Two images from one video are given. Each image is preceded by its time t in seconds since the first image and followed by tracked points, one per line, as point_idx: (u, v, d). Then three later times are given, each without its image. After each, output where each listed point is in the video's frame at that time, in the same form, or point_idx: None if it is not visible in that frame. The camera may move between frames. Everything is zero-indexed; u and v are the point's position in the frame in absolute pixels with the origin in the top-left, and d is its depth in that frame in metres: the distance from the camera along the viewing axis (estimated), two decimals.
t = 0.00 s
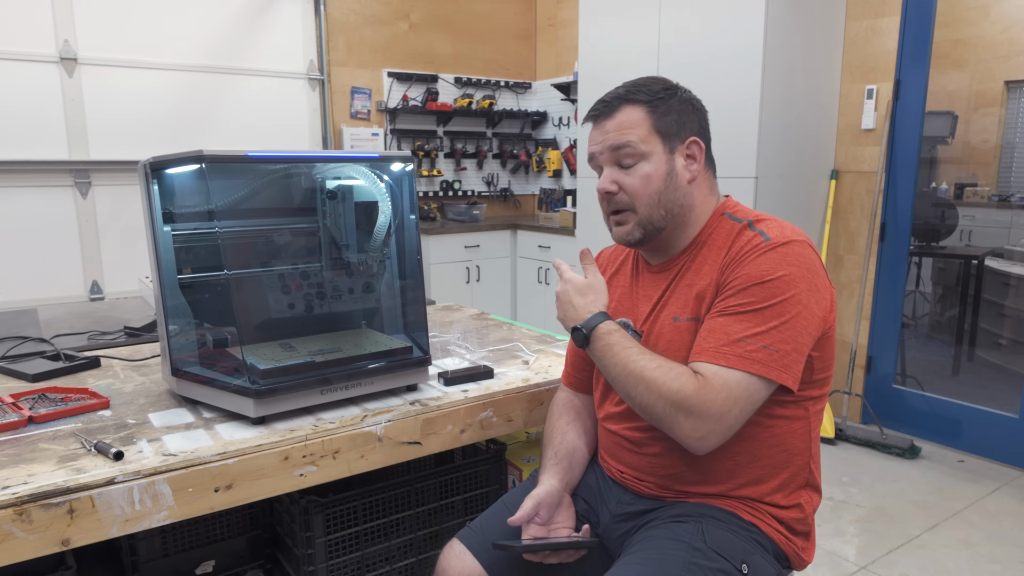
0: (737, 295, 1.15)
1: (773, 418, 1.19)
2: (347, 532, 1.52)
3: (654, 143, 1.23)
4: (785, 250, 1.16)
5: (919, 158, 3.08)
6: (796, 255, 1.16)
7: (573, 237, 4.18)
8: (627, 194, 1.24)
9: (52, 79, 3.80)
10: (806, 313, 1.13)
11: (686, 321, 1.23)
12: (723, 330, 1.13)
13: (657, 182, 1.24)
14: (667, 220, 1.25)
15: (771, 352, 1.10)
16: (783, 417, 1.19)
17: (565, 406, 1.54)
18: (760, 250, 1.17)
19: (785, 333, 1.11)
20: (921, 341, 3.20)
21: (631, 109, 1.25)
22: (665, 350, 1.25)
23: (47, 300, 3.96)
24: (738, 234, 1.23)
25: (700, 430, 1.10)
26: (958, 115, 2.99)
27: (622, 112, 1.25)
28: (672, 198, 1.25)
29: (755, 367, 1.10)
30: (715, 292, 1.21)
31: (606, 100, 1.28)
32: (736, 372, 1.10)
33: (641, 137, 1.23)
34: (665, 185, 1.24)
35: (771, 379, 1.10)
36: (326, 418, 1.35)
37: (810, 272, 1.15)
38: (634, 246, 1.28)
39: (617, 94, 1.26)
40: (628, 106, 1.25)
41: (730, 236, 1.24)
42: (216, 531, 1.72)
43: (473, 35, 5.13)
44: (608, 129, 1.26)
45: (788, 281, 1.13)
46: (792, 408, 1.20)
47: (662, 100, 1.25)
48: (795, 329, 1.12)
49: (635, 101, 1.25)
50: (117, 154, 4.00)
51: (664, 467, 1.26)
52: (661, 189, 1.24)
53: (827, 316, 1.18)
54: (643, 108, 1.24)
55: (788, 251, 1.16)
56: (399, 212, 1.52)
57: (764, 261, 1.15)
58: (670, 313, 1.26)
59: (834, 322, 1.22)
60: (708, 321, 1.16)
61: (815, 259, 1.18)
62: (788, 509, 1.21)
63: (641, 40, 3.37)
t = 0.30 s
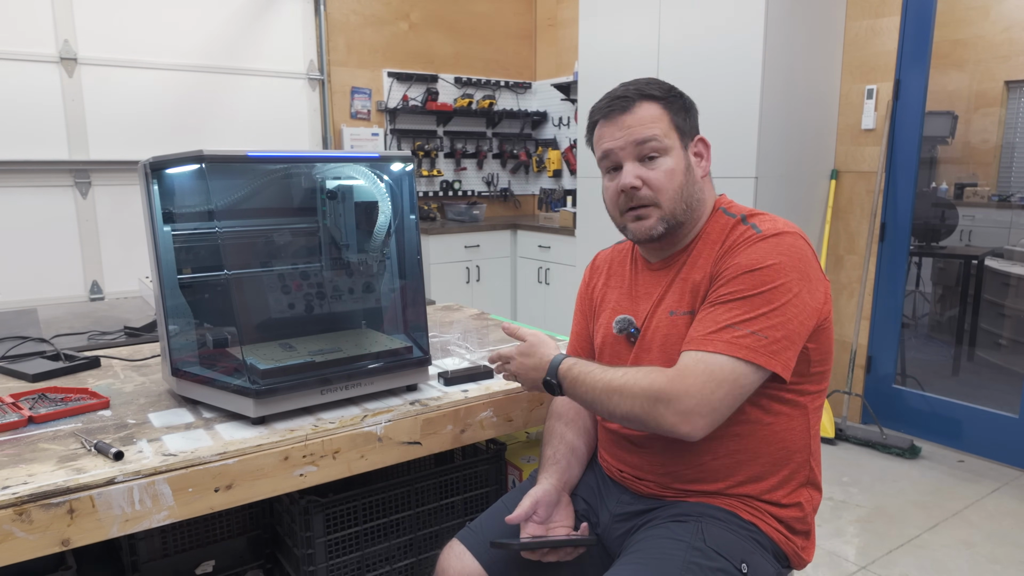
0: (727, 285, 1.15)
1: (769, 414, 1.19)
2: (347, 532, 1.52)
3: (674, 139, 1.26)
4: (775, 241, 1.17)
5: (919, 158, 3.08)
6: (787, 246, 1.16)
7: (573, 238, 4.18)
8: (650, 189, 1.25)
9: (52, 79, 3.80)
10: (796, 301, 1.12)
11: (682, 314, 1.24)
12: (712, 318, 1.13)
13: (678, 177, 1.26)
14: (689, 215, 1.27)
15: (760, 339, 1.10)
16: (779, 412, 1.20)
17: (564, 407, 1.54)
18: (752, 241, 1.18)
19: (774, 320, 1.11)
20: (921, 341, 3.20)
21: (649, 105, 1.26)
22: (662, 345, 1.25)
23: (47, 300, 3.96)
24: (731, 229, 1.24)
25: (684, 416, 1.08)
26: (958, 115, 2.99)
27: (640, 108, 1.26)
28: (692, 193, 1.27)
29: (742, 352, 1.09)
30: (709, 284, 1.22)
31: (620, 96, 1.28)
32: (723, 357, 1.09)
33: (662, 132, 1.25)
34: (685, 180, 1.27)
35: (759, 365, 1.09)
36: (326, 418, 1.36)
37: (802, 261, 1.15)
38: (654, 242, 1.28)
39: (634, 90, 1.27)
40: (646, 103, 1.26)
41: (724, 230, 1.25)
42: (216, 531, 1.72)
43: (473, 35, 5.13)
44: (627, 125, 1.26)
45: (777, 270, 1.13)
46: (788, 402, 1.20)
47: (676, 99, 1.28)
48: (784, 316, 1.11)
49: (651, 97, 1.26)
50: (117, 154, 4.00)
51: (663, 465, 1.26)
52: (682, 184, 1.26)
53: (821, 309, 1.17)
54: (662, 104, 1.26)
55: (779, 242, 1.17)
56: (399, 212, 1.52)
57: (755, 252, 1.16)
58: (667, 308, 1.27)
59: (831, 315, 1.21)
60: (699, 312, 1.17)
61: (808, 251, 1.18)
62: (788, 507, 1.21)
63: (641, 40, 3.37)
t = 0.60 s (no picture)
0: (719, 281, 1.15)
1: (765, 411, 1.19)
2: (347, 532, 1.52)
3: (666, 140, 1.26)
4: (767, 237, 1.17)
5: (919, 158, 3.08)
6: (778, 242, 1.16)
7: (573, 238, 4.19)
8: (643, 189, 1.25)
9: (51, 79, 3.80)
10: (788, 297, 1.12)
11: (676, 312, 1.24)
12: (704, 315, 1.13)
13: (670, 177, 1.26)
14: (681, 214, 1.27)
15: (752, 334, 1.10)
16: (775, 410, 1.20)
17: (562, 407, 1.54)
18: (743, 237, 1.18)
19: (766, 315, 1.11)
20: (921, 341, 3.20)
21: (641, 107, 1.26)
22: (656, 344, 1.25)
23: (47, 300, 3.96)
24: (723, 226, 1.24)
25: (677, 412, 1.09)
26: (957, 115, 2.99)
27: (631, 110, 1.26)
28: (684, 193, 1.27)
29: (735, 348, 1.09)
30: (702, 282, 1.22)
31: (613, 98, 1.28)
32: (715, 353, 1.09)
33: (653, 133, 1.25)
34: (677, 180, 1.27)
35: (752, 361, 1.09)
36: (326, 418, 1.35)
37: (793, 257, 1.15)
38: (647, 242, 1.28)
39: (625, 92, 1.27)
40: (638, 104, 1.26)
41: (716, 228, 1.25)
42: (216, 531, 1.72)
43: (473, 35, 5.13)
44: (619, 127, 1.26)
45: (769, 266, 1.13)
46: (784, 400, 1.20)
47: (667, 100, 1.28)
48: (777, 312, 1.11)
49: (642, 100, 1.26)
50: (117, 154, 4.00)
51: (661, 464, 1.26)
52: (674, 184, 1.26)
53: (815, 304, 1.17)
54: (653, 106, 1.26)
55: (770, 238, 1.16)
56: (399, 212, 1.52)
57: (746, 248, 1.16)
58: (661, 306, 1.27)
59: (824, 310, 1.21)
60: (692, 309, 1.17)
61: (800, 247, 1.18)
62: (786, 506, 1.21)
63: (641, 40, 3.37)
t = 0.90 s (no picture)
0: (715, 285, 1.15)
1: (762, 411, 1.19)
2: (347, 532, 1.52)
3: (655, 141, 1.26)
4: (759, 239, 1.16)
5: (919, 158, 3.08)
6: (771, 243, 1.16)
7: (573, 238, 4.18)
8: (630, 190, 1.26)
9: (51, 79, 3.80)
10: (783, 299, 1.12)
11: (670, 314, 1.24)
12: (701, 320, 1.13)
13: (659, 178, 1.26)
14: (670, 215, 1.26)
15: (751, 338, 1.10)
16: (772, 410, 1.20)
17: (561, 407, 1.54)
18: (736, 240, 1.18)
19: (764, 319, 1.11)
20: (921, 341, 3.20)
21: (631, 109, 1.26)
22: (651, 346, 1.25)
23: (47, 300, 3.96)
24: (715, 227, 1.24)
25: (687, 421, 1.09)
26: (957, 115, 2.99)
27: (621, 112, 1.26)
28: (673, 194, 1.27)
29: (735, 353, 1.09)
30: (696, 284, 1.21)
31: (604, 100, 1.28)
32: (715, 358, 1.10)
33: (642, 135, 1.25)
34: (666, 181, 1.26)
35: (751, 364, 1.10)
36: (326, 418, 1.35)
37: (786, 258, 1.15)
38: (636, 242, 1.28)
39: (616, 94, 1.27)
40: (628, 106, 1.26)
41: (709, 229, 1.25)
42: (216, 531, 1.72)
43: (473, 35, 5.13)
44: (607, 129, 1.27)
45: (763, 269, 1.13)
46: (780, 399, 1.20)
47: (659, 101, 1.28)
48: (773, 315, 1.11)
49: (632, 101, 1.26)
50: (117, 154, 4.00)
51: (658, 463, 1.26)
52: (663, 185, 1.26)
53: (808, 303, 1.17)
54: (644, 107, 1.26)
55: (763, 240, 1.16)
56: (399, 212, 1.52)
57: (739, 251, 1.16)
58: (656, 308, 1.27)
59: (817, 309, 1.21)
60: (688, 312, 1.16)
61: (792, 247, 1.18)
62: (784, 505, 1.21)
63: (641, 40, 3.37)
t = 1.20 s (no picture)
0: (723, 291, 1.14)
1: (763, 412, 1.19)
2: (347, 532, 1.52)
3: (645, 138, 1.26)
4: (760, 241, 1.16)
5: (919, 157, 3.08)
6: (772, 245, 1.16)
7: (573, 238, 4.18)
8: (620, 187, 1.25)
9: (51, 79, 3.79)
10: (791, 302, 1.13)
11: (670, 315, 1.24)
12: (714, 327, 1.11)
13: (649, 175, 1.26)
14: (660, 212, 1.26)
15: (766, 344, 1.10)
16: (773, 411, 1.19)
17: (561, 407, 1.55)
18: (737, 243, 1.17)
19: (775, 323, 1.11)
20: (921, 341, 3.20)
21: (622, 107, 1.26)
22: (652, 348, 1.25)
23: (47, 300, 3.96)
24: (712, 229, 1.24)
25: (722, 434, 1.09)
26: (957, 115, 2.99)
27: (611, 110, 1.26)
28: (663, 191, 1.26)
29: (751, 361, 1.09)
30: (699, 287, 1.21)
31: (596, 98, 1.29)
32: (734, 367, 1.09)
33: (632, 132, 1.25)
34: (656, 178, 1.26)
35: (767, 370, 1.10)
36: (326, 418, 1.35)
37: (787, 259, 1.15)
38: (626, 240, 1.28)
39: (608, 93, 1.28)
40: (619, 105, 1.26)
41: (706, 231, 1.25)
42: (216, 531, 1.72)
43: (473, 35, 5.13)
44: (598, 127, 1.27)
45: (768, 272, 1.13)
46: (779, 399, 1.20)
47: (650, 100, 1.28)
48: (783, 318, 1.11)
49: (623, 99, 1.27)
50: (117, 154, 4.00)
51: (657, 464, 1.27)
52: (653, 181, 1.26)
53: (807, 301, 1.18)
54: (634, 106, 1.26)
55: (765, 242, 1.16)
56: (399, 212, 1.52)
57: (743, 255, 1.15)
58: (655, 310, 1.26)
59: (815, 307, 1.21)
60: (695, 318, 1.15)
61: (790, 247, 1.18)
62: (783, 504, 1.21)
63: (641, 40, 3.37)
